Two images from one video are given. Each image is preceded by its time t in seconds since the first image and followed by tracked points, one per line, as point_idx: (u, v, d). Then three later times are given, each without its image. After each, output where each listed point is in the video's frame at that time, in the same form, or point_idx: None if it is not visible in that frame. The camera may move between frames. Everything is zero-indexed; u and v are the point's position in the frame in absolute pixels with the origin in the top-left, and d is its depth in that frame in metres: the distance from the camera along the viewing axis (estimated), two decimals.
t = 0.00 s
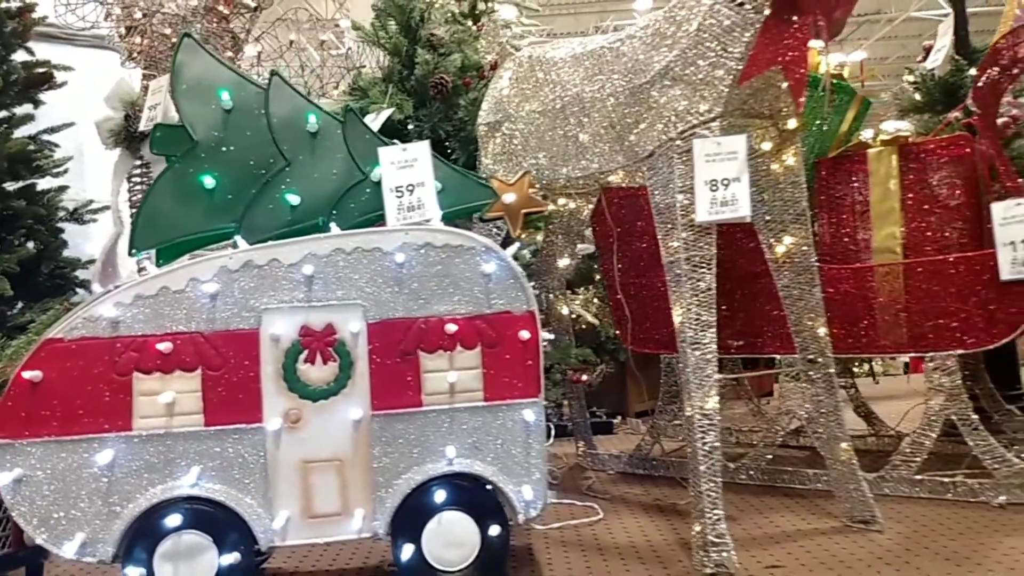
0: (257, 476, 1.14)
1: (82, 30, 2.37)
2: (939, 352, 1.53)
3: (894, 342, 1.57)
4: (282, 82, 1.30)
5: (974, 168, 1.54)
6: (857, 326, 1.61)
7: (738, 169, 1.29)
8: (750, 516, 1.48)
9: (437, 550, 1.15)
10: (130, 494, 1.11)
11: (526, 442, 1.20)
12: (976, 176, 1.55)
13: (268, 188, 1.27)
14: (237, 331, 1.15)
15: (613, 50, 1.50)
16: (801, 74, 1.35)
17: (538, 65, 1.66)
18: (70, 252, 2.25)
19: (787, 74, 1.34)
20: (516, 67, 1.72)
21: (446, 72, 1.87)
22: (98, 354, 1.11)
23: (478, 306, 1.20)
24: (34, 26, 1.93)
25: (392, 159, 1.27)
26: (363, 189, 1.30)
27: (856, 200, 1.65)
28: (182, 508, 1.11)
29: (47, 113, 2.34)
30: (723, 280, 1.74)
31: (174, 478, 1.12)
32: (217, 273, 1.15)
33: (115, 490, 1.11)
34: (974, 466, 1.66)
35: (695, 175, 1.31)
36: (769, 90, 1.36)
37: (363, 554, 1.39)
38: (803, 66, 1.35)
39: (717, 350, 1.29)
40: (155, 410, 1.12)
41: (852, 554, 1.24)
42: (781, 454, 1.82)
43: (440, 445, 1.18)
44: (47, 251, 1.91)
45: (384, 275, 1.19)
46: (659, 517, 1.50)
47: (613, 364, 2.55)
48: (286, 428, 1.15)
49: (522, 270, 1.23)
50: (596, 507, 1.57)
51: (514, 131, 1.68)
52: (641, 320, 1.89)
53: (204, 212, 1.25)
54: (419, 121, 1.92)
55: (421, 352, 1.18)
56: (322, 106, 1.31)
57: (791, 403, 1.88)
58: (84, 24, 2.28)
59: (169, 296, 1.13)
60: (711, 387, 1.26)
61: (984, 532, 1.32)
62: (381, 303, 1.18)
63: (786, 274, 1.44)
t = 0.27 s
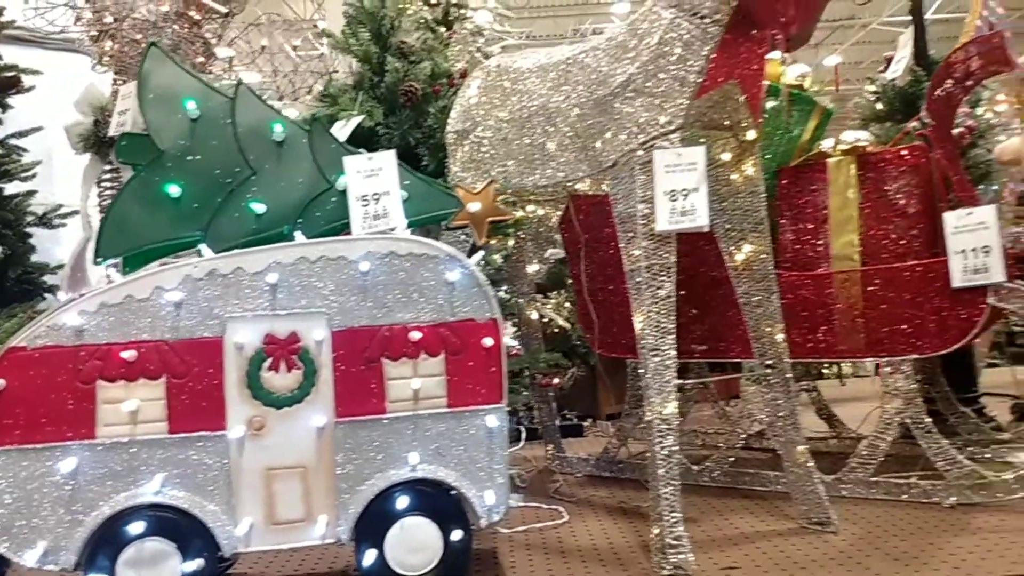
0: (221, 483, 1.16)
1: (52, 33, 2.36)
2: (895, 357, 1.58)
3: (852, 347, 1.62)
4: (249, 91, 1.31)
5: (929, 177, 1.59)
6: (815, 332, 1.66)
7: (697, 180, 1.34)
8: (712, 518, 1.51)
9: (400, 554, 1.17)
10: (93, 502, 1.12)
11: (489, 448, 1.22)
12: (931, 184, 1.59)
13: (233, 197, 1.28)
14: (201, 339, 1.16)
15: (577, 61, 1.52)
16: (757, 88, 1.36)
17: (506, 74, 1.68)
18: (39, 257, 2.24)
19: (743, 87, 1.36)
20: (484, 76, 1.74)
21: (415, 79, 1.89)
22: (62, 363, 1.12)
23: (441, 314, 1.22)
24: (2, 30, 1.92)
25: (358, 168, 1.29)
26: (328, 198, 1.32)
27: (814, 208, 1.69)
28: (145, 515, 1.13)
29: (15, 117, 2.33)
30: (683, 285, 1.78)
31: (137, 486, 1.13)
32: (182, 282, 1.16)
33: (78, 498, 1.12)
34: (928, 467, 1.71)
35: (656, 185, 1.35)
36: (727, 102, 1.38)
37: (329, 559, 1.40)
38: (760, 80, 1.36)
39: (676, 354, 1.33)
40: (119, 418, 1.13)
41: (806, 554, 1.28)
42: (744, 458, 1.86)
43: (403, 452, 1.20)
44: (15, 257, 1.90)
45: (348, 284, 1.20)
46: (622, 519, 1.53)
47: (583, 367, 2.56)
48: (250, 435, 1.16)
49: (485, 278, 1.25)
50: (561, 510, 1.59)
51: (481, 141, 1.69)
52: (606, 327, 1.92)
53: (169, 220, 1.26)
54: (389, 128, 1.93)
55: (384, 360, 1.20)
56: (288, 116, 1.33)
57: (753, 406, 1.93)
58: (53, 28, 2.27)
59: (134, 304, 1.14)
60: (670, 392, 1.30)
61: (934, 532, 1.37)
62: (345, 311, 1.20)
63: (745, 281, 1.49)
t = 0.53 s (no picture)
0: (173, 499, 1.15)
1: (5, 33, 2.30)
2: (850, 365, 1.61)
3: (808, 355, 1.65)
4: (203, 99, 1.30)
5: (884, 187, 1.62)
6: (773, 340, 1.67)
7: (653, 192, 1.37)
8: (671, 526, 1.52)
9: (355, 568, 1.17)
10: (41, 519, 1.10)
11: (446, 460, 1.22)
12: (886, 194, 1.63)
13: (186, 207, 1.26)
14: (151, 352, 1.14)
15: (537, 70, 1.53)
16: (712, 102, 1.38)
17: (468, 81, 1.67)
18: None
19: (699, 100, 1.38)
20: (446, 83, 1.73)
21: (377, 85, 1.88)
22: (7, 376, 1.09)
23: (398, 326, 1.21)
24: None
25: (315, 178, 1.28)
26: (284, 207, 1.31)
27: (773, 216, 1.70)
28: (94, 532, 1.11)
29: None
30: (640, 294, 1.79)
31: (87, 502, 1.12)
32: (132, 295, 1.14)
33: (25, 515, 1.10)
34: (883, 473, 1.74)
35: (613, 196, 1.37)
36: (684, 115, 1.40)
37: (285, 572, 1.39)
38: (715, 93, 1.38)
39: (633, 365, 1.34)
40: (67, 433, 1.11)
41: (760, 563, 1.29)
42: (704, 463, 1.88)
43: (359, 465, 1.19)
44: None
45: (303, 296, 1.19)
46: (582, 527, 1.54)
47: (548, 370, 2.53)
48: (202, 450, 1.15)
49: (443, 289, 1.24)
50: (521, 519, 1.59)
51: (442, 148, 1.69)
52: (569, 333, 1.92)
53: (121, 230, 1.24)
54: (351, 135, 1.92)
55: (340, 373, 1.19)
56: (243, 125, 1.31)
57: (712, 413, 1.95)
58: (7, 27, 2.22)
59: (83, 317, 1.12)
60: (627, 403, 1.32)
61: (886, 539, 1.39)
62: (299, 324, 1.19)
63: (704, 291, 1.51)
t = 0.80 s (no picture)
0: (100, 520, 1.09)
1: None
2: (801, 372, 1.61)
3: (760, 361, 1.64)
4: (136, 97, 1.23)
5: (837, 194, 1.62)
6: (725, 346, 1.67)
7: (607, 199, 1.35)
8: (624, 536, 1.50)
9: None
10: None
11: (391, 476, 1.19)
12: (839, 201, 1.62)
13: (117, 210, 1.20)
14: (77, 364, 1.08)
15: (490, 71, 1.48)
16: (665, 106, 1.38)
17: (420, 81, 1.61)
18: None
19: (652, 104, 1.37)
20: (396, 84, 1.65)
21: (326, 83, 1.83)
22: None
23: (341, 336, 1.17)
24: None
25: (255, 181, 1.22)
26: (222, 211, 1.25)
27: (727, 221, 1.69)
28: (14, 556, 1.05)
29: None
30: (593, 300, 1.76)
31: (6, 525, 1.06)
32: (57, 304, 1.07)
33: None
34: (833, 479, 1.76)
35: (566, 203, 1.35)
36: (638, 119, 1.39)
37: None
38: (668, 96, 1.38)
39: (585, 376, 1.32)
40: None
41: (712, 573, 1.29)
42: (657, 468, 1.88)
43: (300, 482, 1.15)
44: None
45: (241, 305, 1.14)
46: (533, 539, 1.51)
47: (503, 375, 2.48)
48: (131, 467, 1.09)
49: (389, 297, 1.20)
50: (472, 532, 1.55)
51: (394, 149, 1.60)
52: (523, 338, 1.89)
53: (46, 234, 1.17)
54: (298, 135, 1.86)
55: (279, 385, 1.14)
56: (180, 124, 1.25)
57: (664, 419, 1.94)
58: None
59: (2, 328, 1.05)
60: (579, 413, 1.30)
61: (836, 549, 1.40)
62: (237, 334, 1.14)
63: (657, 297, 1.48)
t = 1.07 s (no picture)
0: (31, 558, 1.03)
1: None
2: (761, 392, 1.60)
3: (719, 382, 1.63)
4: (74, 110, 1.17)
5: (793, 213, 1.63)
6: (685, 367, 1.65)
7: (565, 219, 1.32)
8: (583, 563, 1.47)
9: None
10: None
11: (342, 507, 1.13)
12: (795, 221, 1.63)
13: (50, 228, 1.13)
14: (7, 393, 1.03)
15: (447, 86, 1.46)
16: (623, 126, 1.38)
17: (373, 94, 1.57)
18: None
19: (610, 123, 1.36)
20: (349, 96, 1.60)
21: (277, 95, 1.77)
22: None
23: (289, 362, 1.12)
24: None
25: (199, 198, 1.17)
26: (164, 230, 1.19)
27: (685, 240, 1.69)
28: None
29: None
30: (550, 318, 1.73)
31: None
32: None
33: None
34: (792, 500, 1.77)
35: (524, 222, 1.32)
36: (597, 138, 1.37)
37: None
38: (625, 116, 1.38)
39: (543, 400, 1.30)
40: None
41: None
42: (615, 488, 1.87)
43: (245, 515, 1.09)
44: None
45: (182, 329, 1.09)
46: (491, 567, 1.47)
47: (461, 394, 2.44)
48: (64, 502, 1.03)
49: (339, 320, 1.15)
50: (428, 561, 1.50)
51: (344, 164, 1.55)
52: (480, 357, 1.85)
53: None
54: (247, 148, 1.80)
55: (222, 414, 1.09)
56: (118, 138, 1.19)
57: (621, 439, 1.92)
58: None
59: None
60: (538, 439, 1.28)
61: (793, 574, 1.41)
62: (177, 360, 1.08)
63: (616, 318, 1.45)
